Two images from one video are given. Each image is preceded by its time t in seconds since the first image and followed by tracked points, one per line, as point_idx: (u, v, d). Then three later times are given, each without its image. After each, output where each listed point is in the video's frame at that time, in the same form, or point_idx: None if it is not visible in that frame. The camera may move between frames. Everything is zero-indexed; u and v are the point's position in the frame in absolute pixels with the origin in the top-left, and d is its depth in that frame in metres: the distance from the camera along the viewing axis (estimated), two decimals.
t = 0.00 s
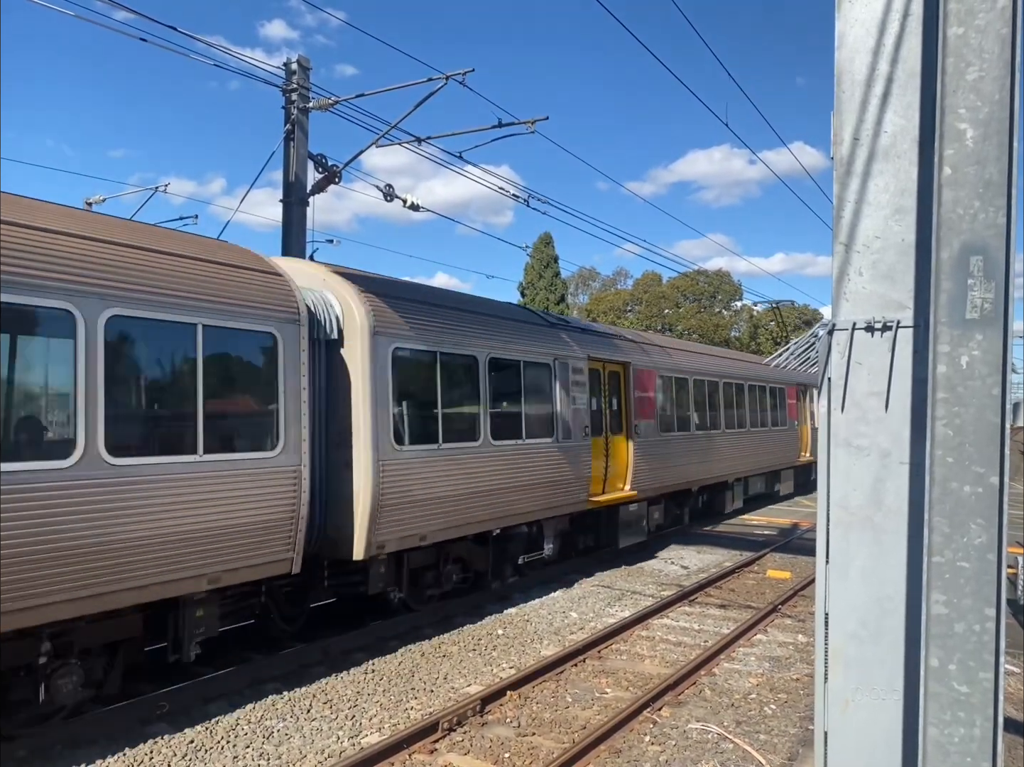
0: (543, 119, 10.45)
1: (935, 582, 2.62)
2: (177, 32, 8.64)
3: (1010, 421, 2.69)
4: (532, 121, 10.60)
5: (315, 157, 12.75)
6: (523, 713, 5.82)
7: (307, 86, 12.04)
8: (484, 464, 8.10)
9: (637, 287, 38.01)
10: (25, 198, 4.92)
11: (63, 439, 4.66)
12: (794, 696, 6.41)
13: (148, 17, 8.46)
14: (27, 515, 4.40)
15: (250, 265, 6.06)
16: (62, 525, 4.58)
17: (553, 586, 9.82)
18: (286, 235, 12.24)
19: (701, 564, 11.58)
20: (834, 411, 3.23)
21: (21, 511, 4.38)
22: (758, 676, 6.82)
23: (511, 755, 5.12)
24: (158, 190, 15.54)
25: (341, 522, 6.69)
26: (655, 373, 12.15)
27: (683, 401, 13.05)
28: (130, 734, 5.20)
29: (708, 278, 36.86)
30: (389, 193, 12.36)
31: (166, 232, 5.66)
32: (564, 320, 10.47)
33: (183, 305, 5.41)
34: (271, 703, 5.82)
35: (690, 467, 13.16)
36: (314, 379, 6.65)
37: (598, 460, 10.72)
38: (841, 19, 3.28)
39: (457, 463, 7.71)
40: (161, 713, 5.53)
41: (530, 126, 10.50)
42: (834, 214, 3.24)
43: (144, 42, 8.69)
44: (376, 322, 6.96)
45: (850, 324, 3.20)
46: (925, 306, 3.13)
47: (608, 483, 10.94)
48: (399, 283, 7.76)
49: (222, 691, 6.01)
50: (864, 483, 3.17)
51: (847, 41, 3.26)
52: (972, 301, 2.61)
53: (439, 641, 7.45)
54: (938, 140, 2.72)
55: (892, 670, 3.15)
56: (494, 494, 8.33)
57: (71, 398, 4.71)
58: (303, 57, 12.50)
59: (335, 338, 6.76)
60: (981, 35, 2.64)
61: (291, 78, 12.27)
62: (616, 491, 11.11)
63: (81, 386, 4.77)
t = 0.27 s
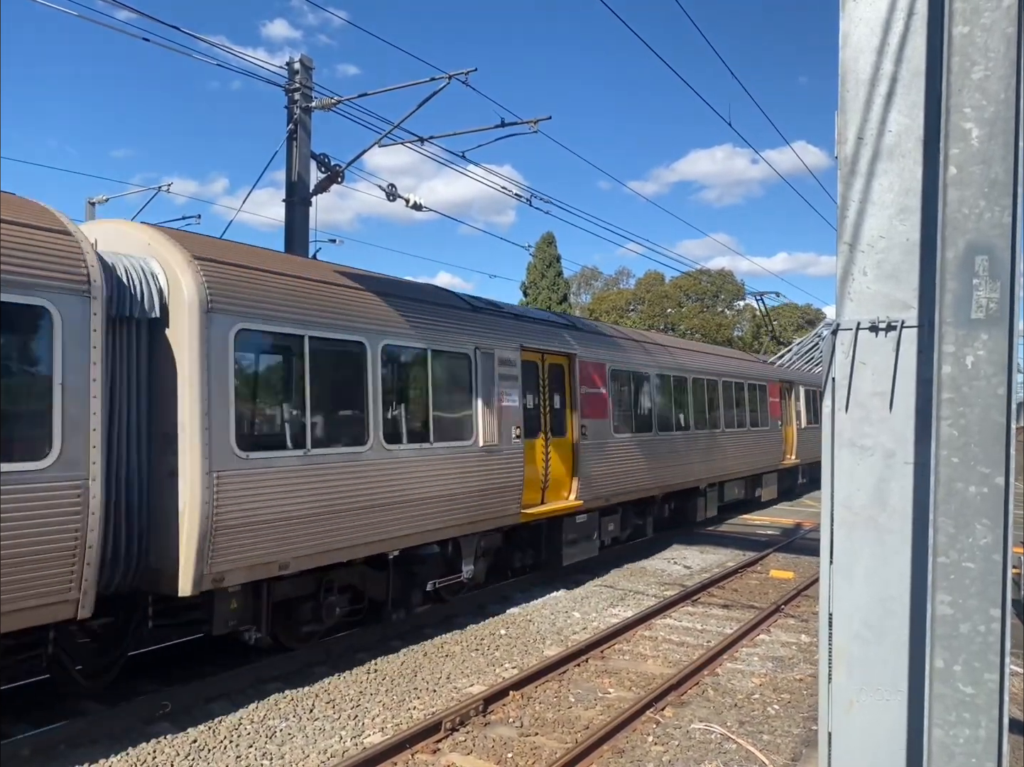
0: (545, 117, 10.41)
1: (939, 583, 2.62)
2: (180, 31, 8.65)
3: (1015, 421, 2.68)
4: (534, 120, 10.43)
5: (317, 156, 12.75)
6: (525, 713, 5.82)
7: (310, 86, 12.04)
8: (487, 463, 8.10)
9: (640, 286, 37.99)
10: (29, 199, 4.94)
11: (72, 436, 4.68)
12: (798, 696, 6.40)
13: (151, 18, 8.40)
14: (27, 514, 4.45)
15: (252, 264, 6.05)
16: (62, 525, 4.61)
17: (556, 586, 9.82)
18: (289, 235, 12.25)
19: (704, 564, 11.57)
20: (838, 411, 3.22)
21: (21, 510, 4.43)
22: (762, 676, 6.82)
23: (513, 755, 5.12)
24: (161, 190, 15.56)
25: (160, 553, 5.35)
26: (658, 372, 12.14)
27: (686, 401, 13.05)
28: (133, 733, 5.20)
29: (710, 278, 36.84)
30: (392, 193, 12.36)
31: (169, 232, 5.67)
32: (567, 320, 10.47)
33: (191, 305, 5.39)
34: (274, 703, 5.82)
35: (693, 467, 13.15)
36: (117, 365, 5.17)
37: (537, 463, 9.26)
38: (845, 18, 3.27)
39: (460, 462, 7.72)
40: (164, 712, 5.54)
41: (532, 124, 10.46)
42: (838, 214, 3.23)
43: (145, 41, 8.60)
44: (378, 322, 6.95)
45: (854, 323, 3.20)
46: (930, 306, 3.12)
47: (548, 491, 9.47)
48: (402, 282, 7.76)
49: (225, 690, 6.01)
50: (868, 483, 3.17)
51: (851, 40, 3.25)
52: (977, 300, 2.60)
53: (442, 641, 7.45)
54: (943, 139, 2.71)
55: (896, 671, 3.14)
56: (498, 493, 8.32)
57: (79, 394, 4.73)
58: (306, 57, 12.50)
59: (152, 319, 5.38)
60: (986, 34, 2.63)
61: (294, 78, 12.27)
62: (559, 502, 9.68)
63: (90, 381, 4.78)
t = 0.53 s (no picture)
0: (550, 117, 10.40)
1: (945, 583, 2.61)
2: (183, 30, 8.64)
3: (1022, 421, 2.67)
4: (538, 120, 10.39)
5: (320, 156, 12.74)
6: (529, 712, 5.82)
7: (313, 86, 12.04)
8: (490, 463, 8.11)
9: (643, 286, 37.97)
10: (33, 199, 4.95)
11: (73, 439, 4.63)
12: (802, 696, 6.39)
13: (156, 20, 8.26)
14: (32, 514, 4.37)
15: (255, 264, 6.05)
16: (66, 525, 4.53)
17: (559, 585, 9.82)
18: (292, 235, 12.26)
19: (707, 564, 11.57)
20: (842, 411, 3.22)
21: (28, 509, 4.36)
22: (765, 676, 6.81)
23: (517, 755, 5.12)
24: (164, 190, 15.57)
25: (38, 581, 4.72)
26: (661, 372, 12.14)
27: (689, 401, 13.04)
28: (137, 733, 5.21)
29: (713, 277, 36.84)
30: (395, 193, 12.36)
31: (173, 232, 5.67)
32: (570, 319, 10.46)
33: (193, 305, 5.38)
34: (278, 702, 5.82)
35: (696, 466, 13.14)
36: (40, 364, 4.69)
37: (453, 468, 7.79)
38: (850, 16, 3.26)
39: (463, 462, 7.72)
40: (168, 712, 5.55)
41: (534, 123, 10.45)
42: (843, 213, 3.23)
43: (150, 42, 8.43)
44: (381, 322, 6.95)
45: (859, 323, 3.19)
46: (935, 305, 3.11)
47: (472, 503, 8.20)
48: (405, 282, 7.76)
49: (229, 690, 6.01)
50: (872, 483, 3.16)
51: (856, 39, 3.25)
52: (982, 299, 2.60)
53: (446, 641, 7.46)
54: (950, 138, 2.70)
55: (900, 671, 3.13)
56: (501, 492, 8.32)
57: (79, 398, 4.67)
58: (309, 57, 12.51)
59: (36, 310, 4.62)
60: (992, 33, 2.62)
61: (297, 77, 12.27)
62: (480, 515, 8.22)
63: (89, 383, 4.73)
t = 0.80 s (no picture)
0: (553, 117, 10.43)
1: (949, 584, 2.61)
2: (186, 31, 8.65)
3: None
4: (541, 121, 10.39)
5: (324, 156, 12.76)
6: (532, 712, 5.82)
7: (317, 86, 12.06)
8: (494, 463, 8.12)
9: (646, 286, 37.95)
10: (37, 201, 4.97)
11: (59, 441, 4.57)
12: (805, 696, 6.38)
13: (161, 21, 8.26)
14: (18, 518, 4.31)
15: (258, 265, 6.06)
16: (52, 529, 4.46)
17: (562, 585, 9.83)
18: (296, 235, 12.28)
19: (710, 564, 11.56)
20: (846, 411, 3.22)
21: (12, 513, 4.29)
22: (769, 676, 6.80)
23: (520, 755, 5.12)
24: (167, 191, 15.58)
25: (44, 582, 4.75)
26: (664, 371, 12.14)
27: (692, 401, 13.04)
28: (141, 732, 5.22)
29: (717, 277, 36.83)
30: (398, 193, 12.38)
31: (177, 234, 5.69)
32: (574, 319, 10.46)
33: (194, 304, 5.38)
34: (281, 702, 5.83)
35: (699, 466, 13.14)
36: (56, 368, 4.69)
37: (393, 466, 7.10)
38: (854, 17, 3.27)
39: (466, 462, 7.73)
40: (171, 712, 5.56)
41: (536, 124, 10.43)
42: (847, 213, 3.23)
43: (155, 42, 8.37)
44: (384, 322, 6.96)
45: (863, 323, 3.19)
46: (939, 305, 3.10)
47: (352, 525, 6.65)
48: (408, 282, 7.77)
49: (232, 689, 6.03)
50: (876, 484, 3.16)
51: (860, 39, 3.25)
52: (987, 300, 2.59)
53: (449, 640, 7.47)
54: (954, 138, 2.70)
55: (904, 672, 3.12)
56: (505, 493, 8.34)
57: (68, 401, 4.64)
58: (313, 57, 12.52)
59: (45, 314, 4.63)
60: (995, 32, 2.62)
61: (300, 78, 12.29)
62: (374, 535, 6.84)
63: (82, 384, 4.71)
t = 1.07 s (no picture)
0: (556, 117, 10.46)
1: (953, 584, 2.61)
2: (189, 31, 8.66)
3: None
4: (543, 120, 10.44)
5: (327, 156, 12.77)
6: (535, 712, 5.82)
7: (320, 86, 12.07)
8: (497, 463, 8.13)
9: (649, 285, 37.93)
10: (41, 201, 4.98)
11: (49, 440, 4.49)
12: (808, 697, 6.37)
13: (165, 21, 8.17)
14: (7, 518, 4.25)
15: (260, 264, 6.06)
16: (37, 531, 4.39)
17: (565, 585, 9.83)
18: (299, 235, 12.29)
19: (713, 564, 11.56)
20: (849, 411, 3.22)
21: (18, 513, 4.31)
22: (772, 676, 6.79)
23: (523, 755, 5.12)
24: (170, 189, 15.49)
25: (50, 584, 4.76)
26: (667, 371, 12.14)
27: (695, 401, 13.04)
28: (144, 731, 5.23)
29: (719, 277, 36.83)
30: (401, 193, 12.39)
31: (180, 234, 5.70)
32: (577, 318, 10.46)
33: (196, 302, 5.39)
34: (284, 702, 5.84)
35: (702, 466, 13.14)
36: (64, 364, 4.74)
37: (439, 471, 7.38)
38: (857, 17, 3.27)
39: (469, 462, 7.73)
40: (174, 711, 5.57)
41: (535, 122, 10.42)
42: (850, 213, 3.23)
43: (156, 42, 8.29)
44: (387, 322, 6.97)
45: (866, 323, 3.18)
46: (943, 304, 3.10)
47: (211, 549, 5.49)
48: (411, 282, 7.78)
49: (235, 689, 6.03)
50: (880, 484, 3.15)
51: (864, 38, 3.24)
52: (991, 300, 2.59)
53: (452, 640, 7.47)
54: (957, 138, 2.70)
55: (909, 672, 3.12)
56: (508, 493, 8.35)
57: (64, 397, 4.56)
58: (315, 57, 12.53)
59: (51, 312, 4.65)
60: (1000, 32, 2.62)
61: (303, 77, 12.29)
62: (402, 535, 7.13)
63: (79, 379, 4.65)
